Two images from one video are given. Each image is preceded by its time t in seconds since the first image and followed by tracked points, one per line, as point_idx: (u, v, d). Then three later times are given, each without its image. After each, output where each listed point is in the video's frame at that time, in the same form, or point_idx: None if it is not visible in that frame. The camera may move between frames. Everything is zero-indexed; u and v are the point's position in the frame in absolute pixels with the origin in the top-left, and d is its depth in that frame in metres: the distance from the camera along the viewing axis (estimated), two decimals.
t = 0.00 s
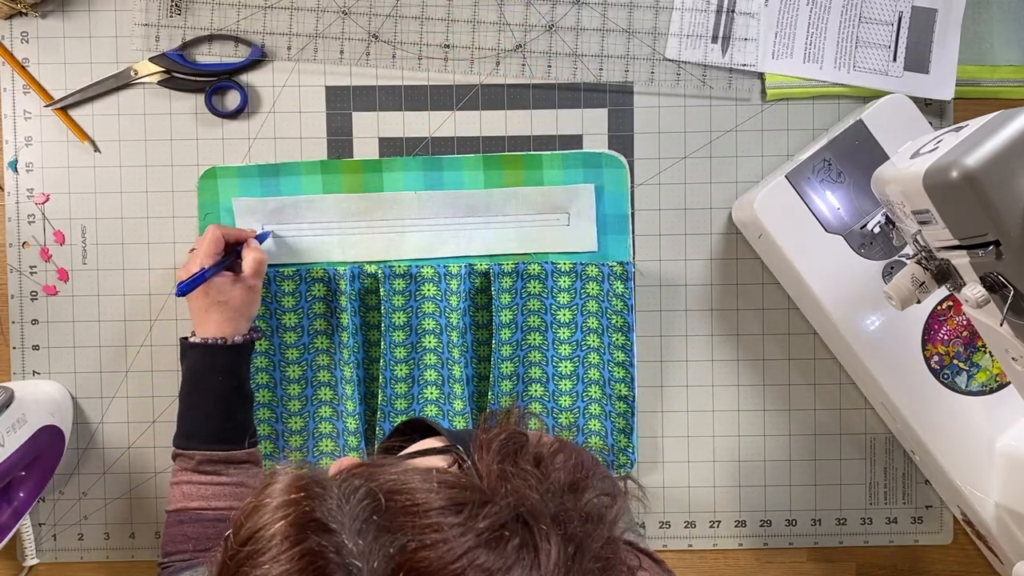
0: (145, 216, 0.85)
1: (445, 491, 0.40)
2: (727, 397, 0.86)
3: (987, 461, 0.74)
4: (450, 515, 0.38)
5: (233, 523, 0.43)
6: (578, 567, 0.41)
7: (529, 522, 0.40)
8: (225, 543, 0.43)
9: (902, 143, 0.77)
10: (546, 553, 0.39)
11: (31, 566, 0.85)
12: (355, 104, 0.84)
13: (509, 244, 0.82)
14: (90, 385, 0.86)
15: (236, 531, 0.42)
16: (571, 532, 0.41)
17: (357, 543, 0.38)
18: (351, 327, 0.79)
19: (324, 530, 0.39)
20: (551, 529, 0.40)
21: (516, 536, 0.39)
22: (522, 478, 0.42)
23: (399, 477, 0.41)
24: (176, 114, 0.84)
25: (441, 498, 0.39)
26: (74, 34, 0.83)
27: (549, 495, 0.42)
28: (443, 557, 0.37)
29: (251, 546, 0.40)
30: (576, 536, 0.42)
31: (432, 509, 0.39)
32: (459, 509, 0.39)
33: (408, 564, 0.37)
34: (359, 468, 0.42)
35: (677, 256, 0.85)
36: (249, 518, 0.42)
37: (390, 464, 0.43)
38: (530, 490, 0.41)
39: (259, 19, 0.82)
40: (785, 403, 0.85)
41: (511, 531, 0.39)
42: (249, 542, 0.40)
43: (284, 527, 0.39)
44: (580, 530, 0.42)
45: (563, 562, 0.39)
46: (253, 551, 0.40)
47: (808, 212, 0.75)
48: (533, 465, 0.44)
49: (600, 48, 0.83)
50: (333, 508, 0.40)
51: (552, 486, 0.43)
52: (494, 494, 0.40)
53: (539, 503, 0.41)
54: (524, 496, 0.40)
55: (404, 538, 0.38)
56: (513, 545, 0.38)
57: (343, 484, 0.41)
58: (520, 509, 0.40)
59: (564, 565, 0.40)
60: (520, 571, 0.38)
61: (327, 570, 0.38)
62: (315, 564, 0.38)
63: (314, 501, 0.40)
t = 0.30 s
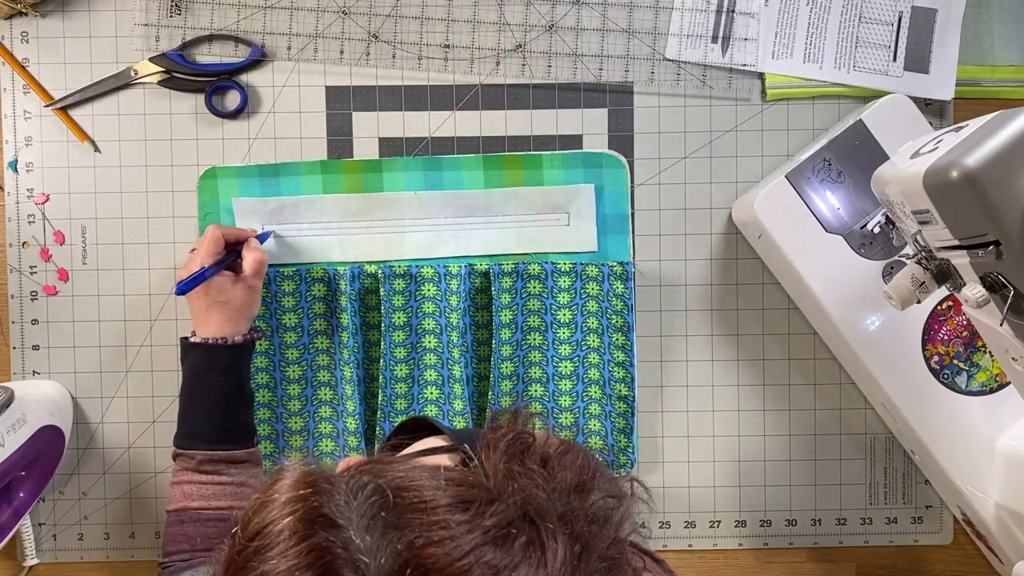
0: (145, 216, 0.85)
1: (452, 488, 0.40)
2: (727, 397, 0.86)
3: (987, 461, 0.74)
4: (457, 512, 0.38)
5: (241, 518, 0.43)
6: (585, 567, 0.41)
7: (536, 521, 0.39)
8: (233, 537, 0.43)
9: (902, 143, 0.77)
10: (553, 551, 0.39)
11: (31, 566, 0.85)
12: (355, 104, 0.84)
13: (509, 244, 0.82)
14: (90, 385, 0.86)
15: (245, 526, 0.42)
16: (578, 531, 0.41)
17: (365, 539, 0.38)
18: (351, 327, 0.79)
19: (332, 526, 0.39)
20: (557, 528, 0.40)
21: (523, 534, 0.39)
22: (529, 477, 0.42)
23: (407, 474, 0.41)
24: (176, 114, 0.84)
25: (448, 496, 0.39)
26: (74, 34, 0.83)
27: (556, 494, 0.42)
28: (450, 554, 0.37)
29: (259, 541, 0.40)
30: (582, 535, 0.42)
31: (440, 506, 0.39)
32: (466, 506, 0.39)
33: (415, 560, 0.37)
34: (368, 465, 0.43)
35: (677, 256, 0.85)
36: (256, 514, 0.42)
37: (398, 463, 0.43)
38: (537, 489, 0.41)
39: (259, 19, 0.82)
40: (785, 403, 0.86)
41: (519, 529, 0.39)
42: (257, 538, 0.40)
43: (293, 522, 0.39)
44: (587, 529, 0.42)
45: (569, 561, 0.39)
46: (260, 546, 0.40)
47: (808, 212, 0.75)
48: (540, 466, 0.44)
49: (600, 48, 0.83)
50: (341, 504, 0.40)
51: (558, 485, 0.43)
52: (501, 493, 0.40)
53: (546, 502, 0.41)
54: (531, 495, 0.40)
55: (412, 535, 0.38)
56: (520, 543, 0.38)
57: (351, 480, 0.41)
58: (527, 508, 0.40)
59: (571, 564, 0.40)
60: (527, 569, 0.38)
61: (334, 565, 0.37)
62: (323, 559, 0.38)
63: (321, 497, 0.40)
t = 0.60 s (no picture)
0: (145, 216, 0.85)
1: (457, 488, 0.40)
2: (727, 397, 0.86)
3: (989, 461, 0.74)
4: (462, 512, 0.38)
5: (245, 516, 0.43)
6: (589, 568, 0.41)
7: (540, 522, 0.40)
8: (238, 534, 0.43)
9: (902, 143, 0.77)
10: (557, 553, 0.39)
11: (31, 566, 0.85)
12: (355, 104, 0.84)
13: (509, 244, 0.82)
14: (90, 385, 0.86)
15: (250, 524, 0.42)
16: (581, 532, 0.41)
17: (370, 539, 0.38)
18: (351, 327, 0.79)
19: (337, 525, 0.39)
20: (561, 528, 0.40)
21: (528, 535, 0.39)
22: (532, 478, 0.42)
23: (411, 474, 0.41)
24: (176, 114, 0.84)
25: (453, 495, 0.39)
26: (74, 34, 0.83)
27: (560, 495, 0.42)
28: (455, 554, 0.37)
29: (264, 540, 0.40)
30: (586, 536, 0.42)
31: (444, 506, 0.39)
32: (470, 507, 0.39)
33: (420, 560, 0.37)
34: (373, 464, 0.42)
35: (677, 256, 0.85)
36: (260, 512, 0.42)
37: (403, 462, 0.43)
38: (541, 490, 0.41)
39: (258, 19, 0.82)
40: (785, 403, 0.85)
41: (523, 530, 0.39)
42: (262, 536, 0.40)
43: (298, 520, 0.39)
44: (591, 531, 0.42)
45: (574, 561, 0.40)
46: (264, 545, 0.40)
47: (808, 212, 0.75)
48: (543, 466, 0.44)
49: (600, 48, 0.83)
50: (346, 503, 0.39)
51: (562, 486, 0.43)
52: (506, 493, 0.40)
53: (550, 503, 0.41)
54: (535, 495, 0.41)
55: (417, 534, 0.38)
56: (524, 543, 0.38)
57: (357, 479, 0.41)
58: (531, 509, 0.40)
59: (575, 565, 0.40)
60: (531, 569, 0.38)
61: (340, 565, 0.37)
62: (329, 558, 0.38)
63: (326, 496, 0.40)
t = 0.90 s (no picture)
0: (145, 216, 0.85)
1: (456, 488, 0.40)
2: (727, 397, 0.86)
3: (989, 461, 0.74)
4: (461, 512, 0.38)
5: (245, 515, 0.43)
6: (588, 568, 0.41)
7: (539, 522, 0.40)
8: (237, 534, 0.43)
9: (902, 143, 0.77)
10: (556, 553, 0.39)
11: (31, 566, 0.85)
12: (355, 104, 0.84)
13: (509, 244, 0.82)
14: (90, 385, 0.86)
15: (249, 523, 0.42)
16: (581, 532, 0.41)
17: (368, 538, 0.38)
18: (351, 327, 0.79)
19: (336, 524, 0.39)
20: (560, 528, 0.40)
21: (527, 535, 0.39)
22: (532, 478, 0.42)
23: (409, 473, 0.41)
24: (176, 114, 0.84)
25: (451, 495, 0.39)
26: (74, 34, 0.83)
27: (559, 495, 0.42)
28: (453, 553, 0.37)
29: (263, 538, 0.40)
30: (585, 536, 0.42)
31: (443, 506, 0.39)
32: (469, 507, 0.39)
33: (418, 559, 0.37)
34: (372, 463, 0.42)
35: (677, 256, 0.85)
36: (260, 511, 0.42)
37: (402, 462, 0.43)
38: (540, 490, 0.41)
39: (259, 19, 0.82)
40: (785, 403, 0.86)
41: (522, 529, 0.39)
42: (261, 535, 0.40)
43: (297, 519, 0.39)
44: (590, 531, 0.42)
45: (573, 561, 0.40)
46: (264, 543, 0.40)
47: (808, 212, 0.75)
48: (543, 466, 0.44)
49: (600, 48, 0.83)
50: (345, 502, 0.40)
51: (561, 486, 0.43)
52: (505, 493, 0.40)
53: (549, 503, 0.41)
54: (534, 495, 0.40)
55: (415, 534, 0.38)
56: (524, 543, 0.38)
57: (355, 478, 0.41)
58: (530, 509, 0.40)
59: (574, 565, 0.40)
60: (530, 569, 0.38)
61: (338, 563, 0.38)
62: (327, 557, 0.38)
63: (326, 495, 0.40)
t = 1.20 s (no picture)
0: (145, 216, 0.85)
1: (460, 487, 0.40)
2: (727, 397, 0.86)
3: (989, 461, 0.74)
4: (464, 512, 0.39)
5: (248, 513, 0.43)
6: (591, 568, 0.41)
7: (542, 522, 0.40)
8: (240, 532, 0.43)
9: (902, 143, 0.77)
10: (558, 552, 0.39)
11: (31, 566, 0.85)
12: (355, 104, 0.84)
13: (509, 244, 0.82)
14: (90, 385, 0.86)
15: (253, 521, 0.42)
16: (584, 532, 0.42)
17: (373, 536, 0.38)
18: (351, 327, 0.80)
19: (340, 523, 0.39)
20: (564, 528, 0.40)
21: (530, 535, 0.39)
22: (534, 478, 0.42)
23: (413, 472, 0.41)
24: (176, 114, 0.84)
25: (455, 494, 0.39)
26: (74, 34, 0.83)
27: (562, 495, 0.42)
28: (458, 553, 0.37)
29: (267, 537, 0.40)
30: (588, 536, 0.42)
31: (447, 505, 0.39)
32: (473, 506, 0.39)
33: (422, 558, 0.37)
34: (375, 461, 0.42)
35: (677, 256, 0.85)
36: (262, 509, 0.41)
37: (407, 461, 0.43)
38: (543, 490, 0.41)
39: (259, 19, 0.82)
40: (784, 403, 0.85)
41: (525, 529, 0.39)
42: (265, 533, 0.40)
43: (301, 518, 0.39)
44: (592, 531, 0.42)
45: (575, 562, 0.40)
46: (268, 541, 0.40)
47: (808, 212, 0.75)
48: (545, 466, 0.44)
49: (600, 48, 0.83)
50: (349, 501, 0.39)
51: (564, 486, 0.43)
52: (508, 493, 0.40)
53: (552, 503, 0.41)
54: (537, 495, 0.41)
55: (420, 532, 0.38)
56: (527, 543, 0.38)
57: (359, 477, 0.41)
58: (534, 508, 0.40)
59: (578, 566, 0.40)
60: (533, 569, 0.38)
61: (343, 562, 0.37)
62: (331, 556, 0.38)
63: (330, 493, 0.40)
